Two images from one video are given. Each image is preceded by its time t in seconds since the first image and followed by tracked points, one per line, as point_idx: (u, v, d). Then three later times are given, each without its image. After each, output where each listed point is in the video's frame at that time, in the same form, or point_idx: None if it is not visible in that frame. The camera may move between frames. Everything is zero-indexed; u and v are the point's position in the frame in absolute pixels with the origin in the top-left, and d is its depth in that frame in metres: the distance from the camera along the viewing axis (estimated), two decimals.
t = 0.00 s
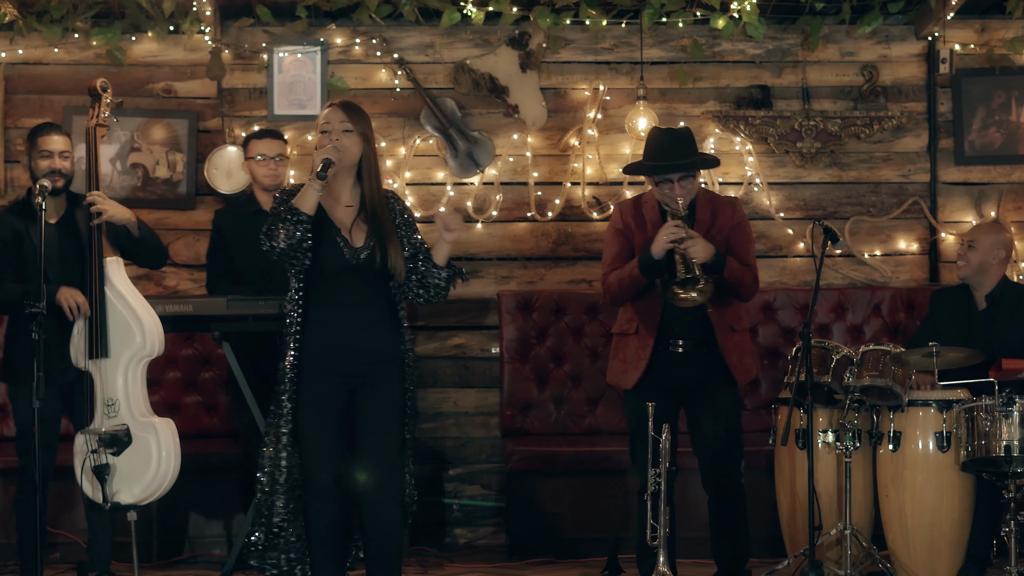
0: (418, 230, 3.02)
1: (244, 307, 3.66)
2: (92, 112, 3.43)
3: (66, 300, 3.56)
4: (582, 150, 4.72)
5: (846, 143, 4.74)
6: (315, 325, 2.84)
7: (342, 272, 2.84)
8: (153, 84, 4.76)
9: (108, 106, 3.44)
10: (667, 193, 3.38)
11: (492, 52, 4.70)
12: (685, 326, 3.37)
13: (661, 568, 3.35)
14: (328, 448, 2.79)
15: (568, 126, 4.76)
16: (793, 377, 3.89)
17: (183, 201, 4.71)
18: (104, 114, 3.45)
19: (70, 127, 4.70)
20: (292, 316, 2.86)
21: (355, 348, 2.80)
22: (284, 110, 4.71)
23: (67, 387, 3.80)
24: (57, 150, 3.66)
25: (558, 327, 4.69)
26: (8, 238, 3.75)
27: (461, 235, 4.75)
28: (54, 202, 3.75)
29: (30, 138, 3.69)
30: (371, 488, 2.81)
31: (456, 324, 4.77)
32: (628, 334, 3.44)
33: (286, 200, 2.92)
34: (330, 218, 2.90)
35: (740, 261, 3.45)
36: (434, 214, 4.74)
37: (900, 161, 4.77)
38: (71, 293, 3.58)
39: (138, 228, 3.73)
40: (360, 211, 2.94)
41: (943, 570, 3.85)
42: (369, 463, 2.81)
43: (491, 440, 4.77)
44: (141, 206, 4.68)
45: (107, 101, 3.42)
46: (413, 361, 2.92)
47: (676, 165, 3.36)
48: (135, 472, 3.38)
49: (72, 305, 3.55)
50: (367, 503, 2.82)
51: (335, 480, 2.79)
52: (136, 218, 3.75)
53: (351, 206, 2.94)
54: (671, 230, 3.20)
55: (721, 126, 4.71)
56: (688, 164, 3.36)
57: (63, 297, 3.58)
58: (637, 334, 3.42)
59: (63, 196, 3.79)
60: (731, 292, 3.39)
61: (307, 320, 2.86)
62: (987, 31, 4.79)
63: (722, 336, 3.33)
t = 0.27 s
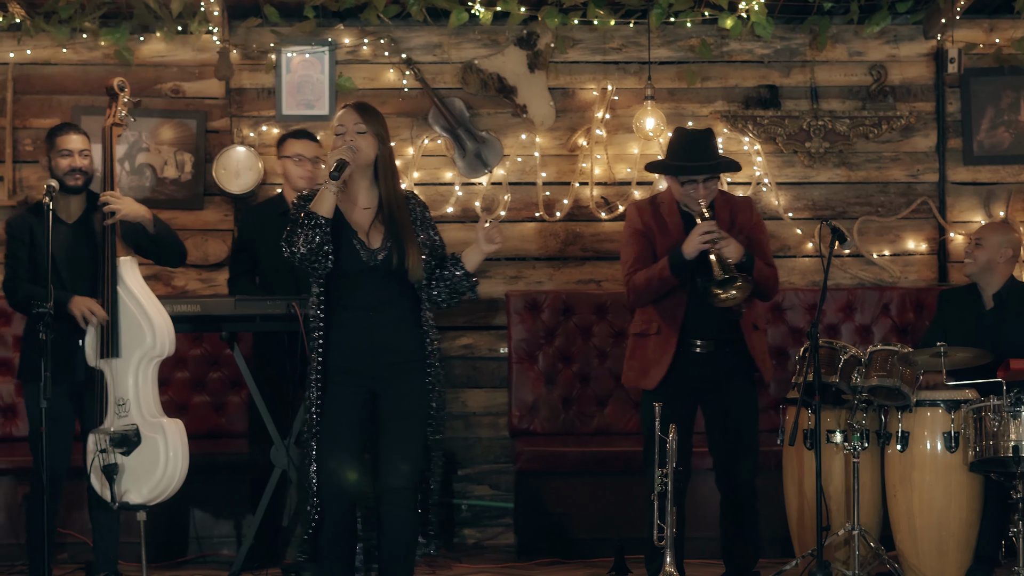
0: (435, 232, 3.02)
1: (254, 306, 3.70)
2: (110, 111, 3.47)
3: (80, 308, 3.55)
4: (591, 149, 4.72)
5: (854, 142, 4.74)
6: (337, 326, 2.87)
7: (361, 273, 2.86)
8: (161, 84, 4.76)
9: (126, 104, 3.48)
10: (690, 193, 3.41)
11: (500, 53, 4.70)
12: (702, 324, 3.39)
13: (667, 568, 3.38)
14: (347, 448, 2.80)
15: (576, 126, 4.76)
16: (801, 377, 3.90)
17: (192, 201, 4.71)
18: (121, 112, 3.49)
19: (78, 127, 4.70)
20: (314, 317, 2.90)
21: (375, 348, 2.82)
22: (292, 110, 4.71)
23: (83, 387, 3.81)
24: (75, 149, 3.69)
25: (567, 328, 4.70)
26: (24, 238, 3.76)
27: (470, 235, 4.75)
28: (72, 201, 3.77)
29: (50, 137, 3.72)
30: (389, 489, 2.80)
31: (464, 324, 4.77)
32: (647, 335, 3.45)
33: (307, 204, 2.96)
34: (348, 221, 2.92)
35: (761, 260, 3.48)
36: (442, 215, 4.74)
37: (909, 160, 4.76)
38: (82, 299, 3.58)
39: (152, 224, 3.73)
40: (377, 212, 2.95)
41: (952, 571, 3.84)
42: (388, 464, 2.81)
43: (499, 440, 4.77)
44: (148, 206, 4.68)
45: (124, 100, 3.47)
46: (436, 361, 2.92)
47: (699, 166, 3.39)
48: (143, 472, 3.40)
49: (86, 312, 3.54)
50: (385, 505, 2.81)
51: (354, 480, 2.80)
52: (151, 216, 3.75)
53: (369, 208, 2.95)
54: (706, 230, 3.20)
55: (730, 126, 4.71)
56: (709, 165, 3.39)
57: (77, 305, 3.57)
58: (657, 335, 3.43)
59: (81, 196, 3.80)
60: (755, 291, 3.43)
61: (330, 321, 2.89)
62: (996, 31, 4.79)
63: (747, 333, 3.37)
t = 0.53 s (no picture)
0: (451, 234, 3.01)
1: (263, 307, 3.71)
2: (127, 112, 3.50)
3: (93, 307, 3.59)
4: (600, 150, 4.74)
5: (864, 143, 4.74)
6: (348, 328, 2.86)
7: (372, 277, 2.84)
8: (171, 84, 4.76)
9: (143, 106, 3.52)
10: (714, 187, 3.44)
11: (510, 53, 4.71)
12: (720, 322, 3.44)
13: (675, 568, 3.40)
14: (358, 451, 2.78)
15: (586, 126, 4.76)
16: (809, 378, 3.91)
17: (202, 202, 4.71)
18: (139, 114, 3.52)
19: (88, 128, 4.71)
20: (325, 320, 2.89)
21: (387, 350, 2.81)
22: (301, 111, 4.71)
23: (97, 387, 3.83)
24: (97, 152, 3.74)
25: (576, 328, 4.69)
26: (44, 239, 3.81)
27: (479, 235, 4.75)
28: (92, 203, 3.81)
29: (71, 139, 3.77)
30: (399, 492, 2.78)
31: (474, 324, 4.78)
32: (672, 332, 3.47)
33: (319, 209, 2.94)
34: (361, 225, 2.91)
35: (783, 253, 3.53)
36: (452, 215, 4.74)
37: (919, 161, 4.76)
38: (97, 300, 3.61)
39: (167, 225, 3.74)
40: (390, 216, 2.94)
41: (961, 571, 3.84)
42: (398, 467, 2.79)
43: (509, 441, 4.77)
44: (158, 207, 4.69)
45: (142, 101, 3.50)
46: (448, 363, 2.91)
47: (725, 160, 3.42)
48: (152, 472, 3.40)
49: (99, 312, 3.58)
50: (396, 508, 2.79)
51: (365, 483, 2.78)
52: (167, 216, 3.78)
53: (381, 211, 2.95)
54: (736, 222, 3.23)
55: (739, 126, 4.71)
56: (734, 159, 3.43)
57: (91, 305, 3.61)
58: (683, 331, 3.45)
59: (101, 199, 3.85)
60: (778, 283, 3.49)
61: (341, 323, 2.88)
62: (1006, 31, 4.78)
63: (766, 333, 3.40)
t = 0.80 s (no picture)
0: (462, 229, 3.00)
1: (272, 306, 3.69)
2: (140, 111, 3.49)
3: (104, 306, 3.58)
4: (610, 150, 4.74)
5: (874, 143, 4.73)
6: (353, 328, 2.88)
7: (377, 276, 2.86)
8: (181, 84, 4.76)
9: (157, 106, 3.48)
10: (733, 183, 3.48)
11: (520, 53, 4.70)
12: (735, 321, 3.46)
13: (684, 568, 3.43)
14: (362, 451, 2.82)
15: (596, 126, 4.76)
16: (818, 377, 3.88)
17: (212, 202, 4.71)
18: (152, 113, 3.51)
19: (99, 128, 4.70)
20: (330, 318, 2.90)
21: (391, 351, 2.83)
22: (311, 111, 4.71)
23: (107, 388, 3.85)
24: (109, 154, 3.74)
25: (586, 328, 4.69)
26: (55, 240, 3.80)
27: (489, 235, 4.75)
28: (104, 205, 3.82)
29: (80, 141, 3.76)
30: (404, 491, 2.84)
31: (484, 324, 4.77)
32: (689, 329, 3.49)
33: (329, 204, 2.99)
34: (366, 223, 2.94)
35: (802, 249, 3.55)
36: (462, 215, 4.74)
37: (929, 161, 4.75)
38: (110, 299, 3.61)
39: (179, 224, 3.73)
40: (395, 214, 2.96)
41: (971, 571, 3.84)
42: (402, 467, 2.84)
43: (519, 441, 4.77)
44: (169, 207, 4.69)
45: (155, 100, 3.48)
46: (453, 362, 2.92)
47: (744, 156, 3.47)
48: (162, 472, 3.41)
49: (110, 311, 3.58)
50: (401, 506, 2.86)
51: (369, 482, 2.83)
52: (179, 215, 3.77)
53: (387, 208, 2.97)
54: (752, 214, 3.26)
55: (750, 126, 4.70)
56: (753, 156, 3.47)
57: (102, 303, 3.61)
58: (701, 327, 3.47)
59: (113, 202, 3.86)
60: (795, 278, 3.52)
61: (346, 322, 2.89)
62: (1016, 31, 4.78)
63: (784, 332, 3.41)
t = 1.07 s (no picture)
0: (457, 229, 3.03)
1: (283, 307, 3.69)
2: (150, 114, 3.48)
3: (117, 305, 3.59)
4: (623, 150, 4.73)
5: (887, 143, 4.73)
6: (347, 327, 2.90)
7: (372, 275, 2.89)
8: (194, 85, 4.76)
9: (166, 110, 3.47)
10: (750, 183, 3.48)
11: (532, 54, 4.70)
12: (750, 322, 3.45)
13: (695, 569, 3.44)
14: (357, 450, 2.85)
15: (609, 127, 4.76)
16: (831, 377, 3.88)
17: (225, 203, 4.71)
18: (162, 116, 3.50)
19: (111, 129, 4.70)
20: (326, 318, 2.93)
21: (385, 350, 2.85)
22: (324, 112, 4.71)
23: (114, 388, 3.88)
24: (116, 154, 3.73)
25: (598, 329, 4.69)
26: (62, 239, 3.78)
27: (501, 236, 4.75)
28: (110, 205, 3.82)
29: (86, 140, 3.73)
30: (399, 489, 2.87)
31: (496, 325, 4.77)
32: (704, 329, 3.49)
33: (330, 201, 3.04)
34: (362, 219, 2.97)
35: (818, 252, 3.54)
36: (474, 216, 4.74)
37: (942, 161, 4.75)
38: (122, 298, 3.61)
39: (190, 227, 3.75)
40: (392, 211, 2.98)
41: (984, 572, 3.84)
42: (396, 466, 2.86)
43: (531, 441, 4.77)
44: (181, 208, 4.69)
45: (165, 103, 3.47)
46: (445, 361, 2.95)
47: (762, 156, 3.46)
48: (176, 473, 3.41)
49: (123, 310, 3.58)
50: (396, 505, 2.88)
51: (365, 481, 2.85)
52: (190, 217, 3.78)
53: (384, 206, 3.00)
54: (761, 216, 3.26)
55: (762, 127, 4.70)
56: (771, 156, 3.46)
57: (116, 302, 3.60)
58: (716, 327, 3.47)
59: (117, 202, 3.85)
60: (808, 279, 3.49)
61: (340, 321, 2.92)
62: None
63: (798, 335, 3.40)
